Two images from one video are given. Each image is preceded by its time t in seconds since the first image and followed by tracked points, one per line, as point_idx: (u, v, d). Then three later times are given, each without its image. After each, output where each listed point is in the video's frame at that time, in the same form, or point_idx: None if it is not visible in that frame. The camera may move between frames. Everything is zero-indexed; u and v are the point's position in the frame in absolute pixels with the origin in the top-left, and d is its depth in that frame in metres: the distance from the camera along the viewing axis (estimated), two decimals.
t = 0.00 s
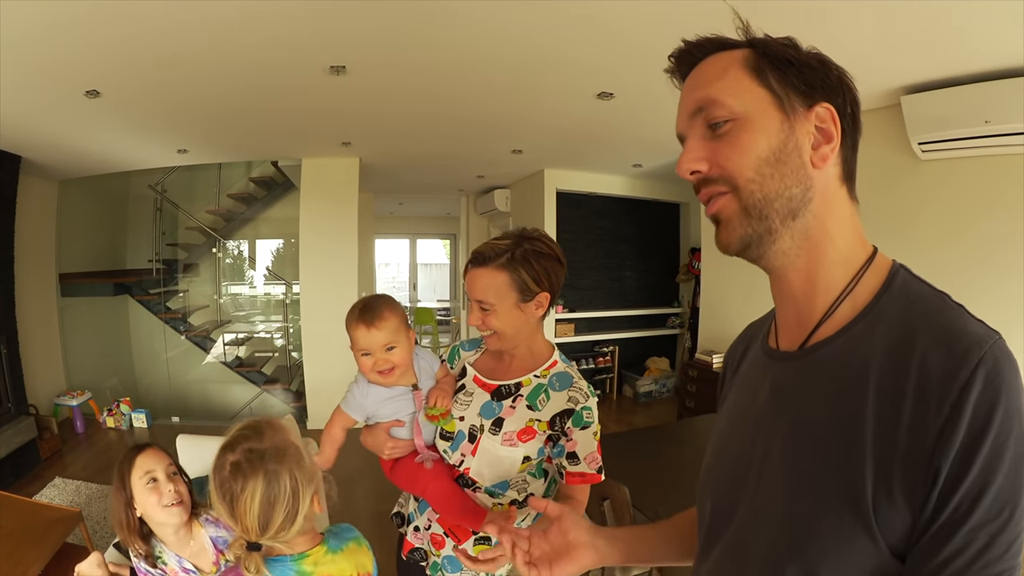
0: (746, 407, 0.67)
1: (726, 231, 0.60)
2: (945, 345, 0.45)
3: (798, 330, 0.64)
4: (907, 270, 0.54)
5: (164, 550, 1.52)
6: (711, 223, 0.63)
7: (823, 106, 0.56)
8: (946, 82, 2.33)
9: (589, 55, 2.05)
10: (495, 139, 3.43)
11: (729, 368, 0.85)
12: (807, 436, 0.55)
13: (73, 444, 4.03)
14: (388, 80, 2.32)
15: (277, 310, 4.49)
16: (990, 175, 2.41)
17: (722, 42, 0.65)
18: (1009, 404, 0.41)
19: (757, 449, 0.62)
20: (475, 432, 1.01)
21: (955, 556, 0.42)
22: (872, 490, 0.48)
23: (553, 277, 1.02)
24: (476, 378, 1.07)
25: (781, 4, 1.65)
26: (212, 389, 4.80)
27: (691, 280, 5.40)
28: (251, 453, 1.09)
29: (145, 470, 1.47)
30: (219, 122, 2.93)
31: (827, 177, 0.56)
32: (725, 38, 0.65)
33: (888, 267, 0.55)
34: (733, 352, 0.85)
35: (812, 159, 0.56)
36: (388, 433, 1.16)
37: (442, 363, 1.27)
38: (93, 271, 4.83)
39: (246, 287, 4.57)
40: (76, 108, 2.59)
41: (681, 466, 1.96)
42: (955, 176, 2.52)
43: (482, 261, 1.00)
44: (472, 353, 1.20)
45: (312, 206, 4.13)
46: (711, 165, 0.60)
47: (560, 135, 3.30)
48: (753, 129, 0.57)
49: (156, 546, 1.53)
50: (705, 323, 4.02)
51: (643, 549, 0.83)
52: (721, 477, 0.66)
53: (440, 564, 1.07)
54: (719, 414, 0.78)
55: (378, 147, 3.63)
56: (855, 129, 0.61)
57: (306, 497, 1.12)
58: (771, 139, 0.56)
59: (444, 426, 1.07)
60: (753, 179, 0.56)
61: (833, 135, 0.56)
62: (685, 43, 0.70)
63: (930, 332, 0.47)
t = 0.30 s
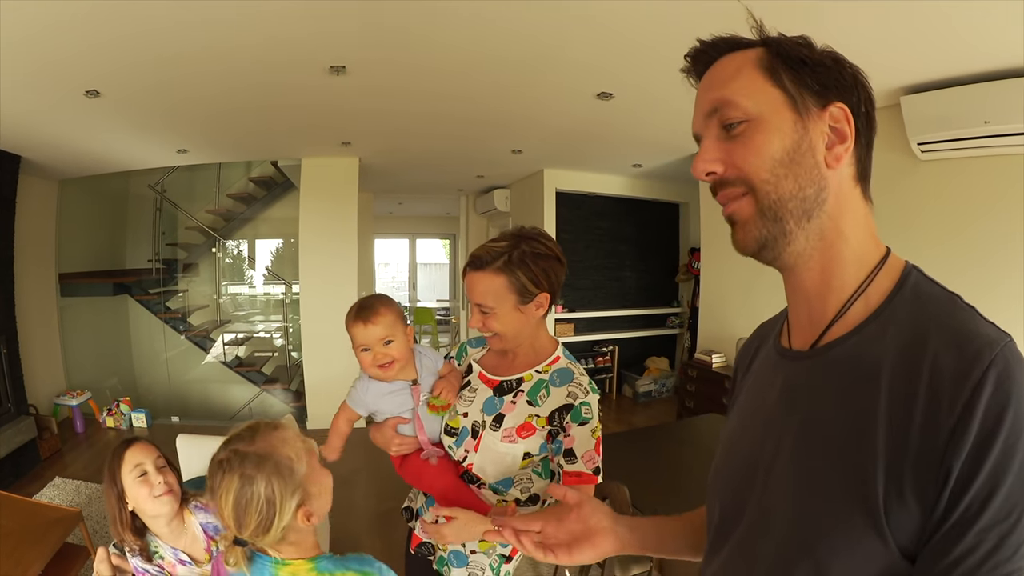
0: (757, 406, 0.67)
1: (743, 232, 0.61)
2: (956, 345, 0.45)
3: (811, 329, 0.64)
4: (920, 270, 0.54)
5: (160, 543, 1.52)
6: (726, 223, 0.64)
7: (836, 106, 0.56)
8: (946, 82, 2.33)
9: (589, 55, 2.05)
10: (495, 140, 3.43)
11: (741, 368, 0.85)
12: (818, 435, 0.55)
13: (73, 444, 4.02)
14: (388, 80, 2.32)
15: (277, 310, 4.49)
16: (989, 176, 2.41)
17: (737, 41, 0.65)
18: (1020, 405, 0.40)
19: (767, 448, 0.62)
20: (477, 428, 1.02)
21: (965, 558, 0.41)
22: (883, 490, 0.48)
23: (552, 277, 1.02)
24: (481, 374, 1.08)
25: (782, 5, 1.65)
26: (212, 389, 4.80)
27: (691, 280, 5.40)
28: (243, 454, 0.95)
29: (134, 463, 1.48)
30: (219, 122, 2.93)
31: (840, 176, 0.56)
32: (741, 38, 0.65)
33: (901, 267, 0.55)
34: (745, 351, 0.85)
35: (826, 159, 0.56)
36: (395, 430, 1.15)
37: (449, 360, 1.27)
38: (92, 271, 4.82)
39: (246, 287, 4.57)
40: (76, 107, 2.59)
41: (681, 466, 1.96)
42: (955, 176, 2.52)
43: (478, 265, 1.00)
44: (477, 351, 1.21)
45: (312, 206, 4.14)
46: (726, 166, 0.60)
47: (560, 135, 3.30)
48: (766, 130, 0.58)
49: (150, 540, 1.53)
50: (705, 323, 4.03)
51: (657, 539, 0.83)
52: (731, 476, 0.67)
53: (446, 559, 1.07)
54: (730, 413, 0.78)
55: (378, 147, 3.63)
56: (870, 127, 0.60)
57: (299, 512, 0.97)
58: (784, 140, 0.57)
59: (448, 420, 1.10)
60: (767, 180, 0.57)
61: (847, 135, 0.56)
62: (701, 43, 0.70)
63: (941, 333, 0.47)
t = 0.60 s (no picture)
0: (759, 408, 0.67)
1: (738, 240, 0.62)
2: (960, 349, 0.45)
3: (813, 331, 0.64)
4: (925, 272, 0.54)
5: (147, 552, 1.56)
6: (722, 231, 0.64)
7: (826, 106, 0.56)
8: (945, 82, 2.33)
9: (588, 56, 2.05)
10: (495, 140, 3.43)
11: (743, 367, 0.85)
12: (819, 439, 0.55)
13: (73, 444, 4.03)
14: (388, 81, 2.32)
15: (277, 311, 4.49)
16: (988, 176, 2.41)
17: (728, 47, 0.65)
18: None
19: (769, 451, 0.62)
20: (472, 427, 1.03)
21: (969, 561, 0.42)
22: (886, 494, 0.48)
23: (545, 280, 1.01)
24: (481, 374, 1.09)
25: (782, 5, 1.65)
26: (212, 389, 4.80)
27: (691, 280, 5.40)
28: (225, 464, 0.94)
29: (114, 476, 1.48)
30: (219, 123, 2.93)
31: (839, 179, 0.56)
32: (734, 44, 0.65)
33: (906, 269, 0.55)
34: (748, 350, 0.85)
35: (816, 162, 0.56)
36: (402, 425, 1.17)
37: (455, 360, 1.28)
38: (93, 271, 4.83)
39: (246, 287, 4.58)
40: (77, 109, 2.59)
41: (680, 467, 1.95)
42: (955, 176, 2.52)
43: (471, 270, 1.00)
44: (481, 351, 1.21)
45: (312, 207, 4.14)
46: (719, 176, 0.61)
47: (560, 135, 3.30)
48: (757, 139, 0.58)
49: (136, 551, 1.56)
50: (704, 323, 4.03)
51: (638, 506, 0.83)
52: (730, 478, 0.67)
53: (442, 553, 1.07)
54: (733, 413, 0.78)
55: (377, 148, 3.63)
56: (874, 126, 0.60)
57: (264, 535, 0.92)
58: (772, 149, 0.57)
59: (448, 418, 1.11)
60: (756, 190, 0.57)
61: (839, 136, 0.55)
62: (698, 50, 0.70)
63: (944, 336, 0.47)
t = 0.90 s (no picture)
0: (757, 403, 0.68)
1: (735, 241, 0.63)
2: (960, 348, 0.45)
3: (811, 328, 0.64)
4: (925, 270, 0.54)
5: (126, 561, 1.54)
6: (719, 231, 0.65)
7: (819, 103, 0.56)
8: (945, 82, 2.34)
9: (589, 55, 2.05)
10: (495, 140, 3.43)
11: (742, 362, 0.85)
12: (817, 436, 0.55)
13: (74, 444, 4.03)
14: (388, 81, 2.32)
15: (277, 310, 4.49)
16: (987, 175, 2.42)
17: (722, 47, 0.66)
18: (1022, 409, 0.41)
19: (766, 447, 0.62)
20: (460, 416, 1.05)
21: (966, 560, 0.42)
22: (884, 492, 0.48)
23: (541, 275, 1.01)
24: (472, 366, 1.11)
25: (782, 5, 1.65)
26: (212, 389, 4.81)
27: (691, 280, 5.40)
28: (244, 478, 0.99)
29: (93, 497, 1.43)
30: (220, 123, 2.93)
31: (837, 177, 0.56)
32: (728, 43, 0.65)
33: (906, 267, 0.55)
34: (747, 344, 0.85)
35: (809, 162, 0.56)
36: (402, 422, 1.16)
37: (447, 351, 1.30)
38: (93, 271, 4.82)
39: (246, 287, 4.58)
40: (78, 108, 2.59)
41: (679, 465, 1.96)
42: (954, 175, 2.52)
43: (474, 265, 1.00)
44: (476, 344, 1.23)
45: (313, 207, 4.14)
46: (716, 178, 0.61)
47: (560, 135, 3.31)
48: (751, 141, 0.58)
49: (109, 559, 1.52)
50: (704, 323, 4.03)
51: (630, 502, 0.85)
52: (726, 473, 0.67)
53: (427, 536, 1.08)
54: (731, 407, 0.79)
55: (378, 148, 3.63)
56: (874, 121, 0.59)
57: (272, 554, 0.94)
58: (765, 151, 0.57)
59: (442, 409, 1.13)
60: (750, 192, 0.58)
61: (832, 134, 0.55)
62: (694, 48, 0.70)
63: (943, 335, 0.47)
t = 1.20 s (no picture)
0: (754, 402, 0.68)
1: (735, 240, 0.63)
2: (957, 354, 0.45)
3: (808, 329, 0.64)
4: (923, 275, 0.55)
5: None
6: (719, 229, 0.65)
7: (822, 104, 0.56)
8: (943, 83, 2.35)
9: (588, 56, 2.06)
10: (495, 140, 3.44)
11: (739, 361, 0.85)
12: (813, 438, 0.56)
13: (74, 444, 4.03)
14: (388, 81, 2.32)
15: (277, 310, 4.49)
16: (985, 176, 2.43)
17: (726, 45, 0.66)
18: (1018, 416, 0.41)
19: (762, 447, 0.63)
20: (453, 414, 1.07)
21: (959, 566, 0.42)
22: (877, 496, 0.48)
23: (532, 275, 1.02)
24: (462, 367, 1.12)
25: (783, 5, 1.65)
26: (211, 389, 4.81)
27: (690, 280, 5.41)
28: (280, 449, 0.93)
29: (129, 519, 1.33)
30: (220, 123, 2.93)
31: (836, 180, 0.56)
32: (732, 41, 0.66)
33: (905, 271, 0.56)
34: (744, 343, 0.85)
35: (811, 162, 0.56)
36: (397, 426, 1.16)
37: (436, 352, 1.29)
38: (93, 271, 4.82)
39: (246, 287, 4.58)
40: (78, 108, 2.59)
41: (676, 465, 1.96)
42: (952, 176, 2.53)
43: (471, 265, 1.00)
44: (465, 343, 1.22)
45: (312, 207, 4.14)
46: (716, 177, 0.62)
47: (560, 136, 3.31)
48: (753, 141, 0.58)
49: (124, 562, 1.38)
50: (703, 323, 4.04)
51: None
52: (720, 473, 0.68)
53: (424, 529, 1.09)
54: (728, 405, 0.79)
55: (378, 148, 3.64)
56: (875, 124, 0.59)
57: (289, 528, 0.91)
58: (767, 150, 0.58)
59: (436, 411, 1.14)
60: (752, 191, 0.58)
61: (834, 134, 0.55)
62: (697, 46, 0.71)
63: (941, 341, 0.47)
